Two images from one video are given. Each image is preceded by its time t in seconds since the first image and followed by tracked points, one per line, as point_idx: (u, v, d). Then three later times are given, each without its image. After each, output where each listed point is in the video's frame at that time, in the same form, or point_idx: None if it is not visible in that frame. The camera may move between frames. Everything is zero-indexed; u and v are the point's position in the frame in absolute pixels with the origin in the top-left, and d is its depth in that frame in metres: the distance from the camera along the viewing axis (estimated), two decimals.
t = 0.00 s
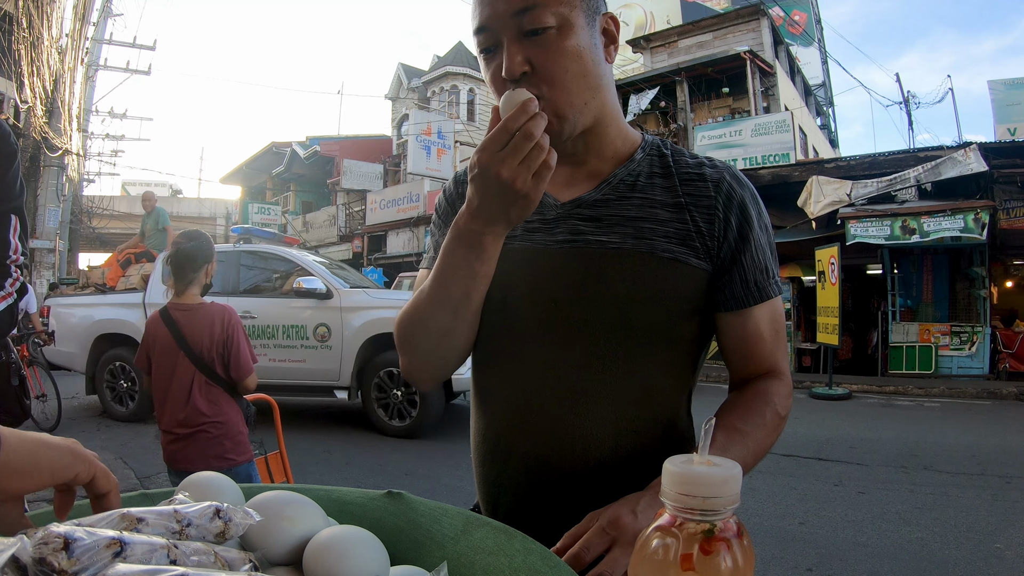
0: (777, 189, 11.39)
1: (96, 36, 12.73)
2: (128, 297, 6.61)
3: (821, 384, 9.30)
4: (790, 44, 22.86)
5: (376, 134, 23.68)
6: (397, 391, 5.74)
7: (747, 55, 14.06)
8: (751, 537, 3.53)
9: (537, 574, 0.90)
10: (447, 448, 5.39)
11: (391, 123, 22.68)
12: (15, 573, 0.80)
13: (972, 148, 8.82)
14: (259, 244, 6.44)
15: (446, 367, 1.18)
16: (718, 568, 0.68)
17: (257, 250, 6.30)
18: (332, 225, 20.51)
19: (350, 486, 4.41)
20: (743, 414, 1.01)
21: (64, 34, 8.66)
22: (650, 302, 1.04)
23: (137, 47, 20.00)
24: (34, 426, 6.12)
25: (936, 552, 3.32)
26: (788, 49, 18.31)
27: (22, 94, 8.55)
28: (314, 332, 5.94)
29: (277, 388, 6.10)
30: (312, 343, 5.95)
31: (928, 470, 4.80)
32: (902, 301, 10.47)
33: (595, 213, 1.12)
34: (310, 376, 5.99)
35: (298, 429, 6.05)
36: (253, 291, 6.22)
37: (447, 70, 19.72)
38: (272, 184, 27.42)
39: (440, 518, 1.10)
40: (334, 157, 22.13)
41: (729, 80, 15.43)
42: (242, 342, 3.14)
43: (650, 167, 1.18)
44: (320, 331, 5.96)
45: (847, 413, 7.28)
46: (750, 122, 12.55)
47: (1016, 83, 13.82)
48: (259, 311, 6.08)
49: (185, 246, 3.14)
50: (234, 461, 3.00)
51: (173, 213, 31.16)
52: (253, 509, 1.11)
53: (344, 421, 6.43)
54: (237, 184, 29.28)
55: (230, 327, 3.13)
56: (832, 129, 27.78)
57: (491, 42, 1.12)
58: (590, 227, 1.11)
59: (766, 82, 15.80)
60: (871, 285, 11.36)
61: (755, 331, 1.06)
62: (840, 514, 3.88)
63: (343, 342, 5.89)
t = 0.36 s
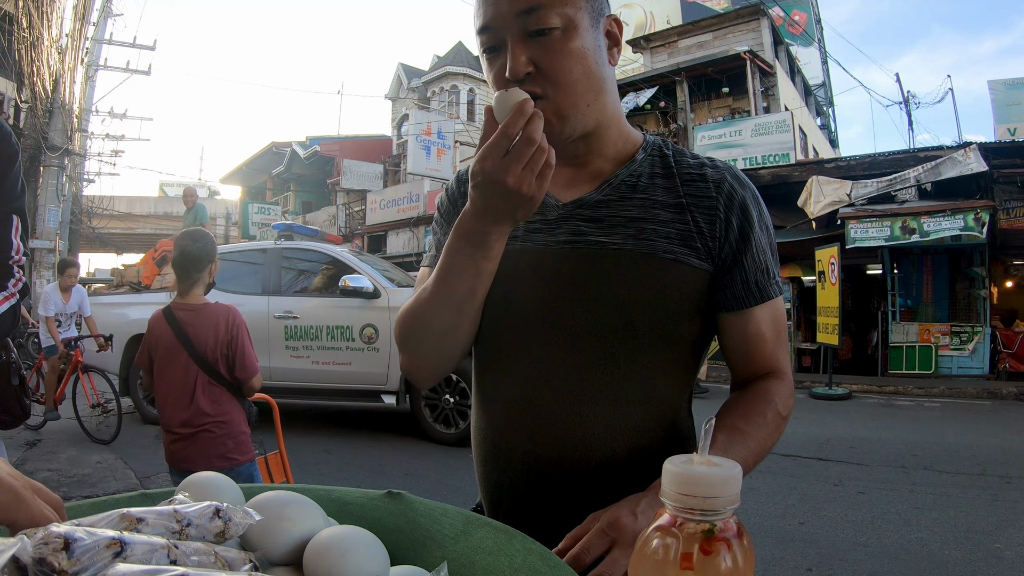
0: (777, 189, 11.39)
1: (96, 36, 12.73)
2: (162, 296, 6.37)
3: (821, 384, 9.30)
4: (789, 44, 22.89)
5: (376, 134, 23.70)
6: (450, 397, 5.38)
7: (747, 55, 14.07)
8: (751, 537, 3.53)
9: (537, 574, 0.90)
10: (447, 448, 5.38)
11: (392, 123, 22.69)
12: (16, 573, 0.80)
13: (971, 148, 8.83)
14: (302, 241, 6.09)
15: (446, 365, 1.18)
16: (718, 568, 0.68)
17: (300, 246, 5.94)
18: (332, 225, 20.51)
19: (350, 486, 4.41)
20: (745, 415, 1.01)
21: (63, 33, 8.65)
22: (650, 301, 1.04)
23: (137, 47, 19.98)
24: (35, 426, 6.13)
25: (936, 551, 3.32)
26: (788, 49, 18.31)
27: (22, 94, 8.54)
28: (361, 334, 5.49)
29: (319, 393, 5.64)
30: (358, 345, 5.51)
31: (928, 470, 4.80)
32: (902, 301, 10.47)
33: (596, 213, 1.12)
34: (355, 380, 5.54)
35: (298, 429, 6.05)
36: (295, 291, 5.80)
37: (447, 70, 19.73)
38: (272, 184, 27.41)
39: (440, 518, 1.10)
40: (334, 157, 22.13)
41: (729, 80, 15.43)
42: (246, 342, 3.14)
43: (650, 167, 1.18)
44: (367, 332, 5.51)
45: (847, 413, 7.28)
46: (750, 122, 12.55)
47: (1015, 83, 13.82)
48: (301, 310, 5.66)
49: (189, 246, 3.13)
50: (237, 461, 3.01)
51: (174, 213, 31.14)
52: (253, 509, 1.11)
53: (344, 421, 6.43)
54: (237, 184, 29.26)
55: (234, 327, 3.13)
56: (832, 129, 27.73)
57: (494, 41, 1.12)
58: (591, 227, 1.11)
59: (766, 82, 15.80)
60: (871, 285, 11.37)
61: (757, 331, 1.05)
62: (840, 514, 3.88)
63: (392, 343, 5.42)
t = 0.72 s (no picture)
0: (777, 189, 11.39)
1: (96, 36, 12.73)
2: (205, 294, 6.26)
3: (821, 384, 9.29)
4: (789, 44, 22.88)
5: (376, 134, 23.72)
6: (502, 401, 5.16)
7: (747, 55, 14.07)
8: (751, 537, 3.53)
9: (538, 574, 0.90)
10: (448, 448, 5.38)
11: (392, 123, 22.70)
12: (15, 573, 0.80)
13: (972, 148, 8.83)
14: (348, 237, 5.97)
15: (445, 362, 1.18)
16: (718, 568, 0.68)
17: (347, 242, 5.82)
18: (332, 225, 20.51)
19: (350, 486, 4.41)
20: (744, 407, 1.01)
21: (63, 34, 8.66)
22: (648, 299, 1.04)
23: (138, 47, 19.97)
24: (35, 426, 6.13)
25: (936, 551, 3.32)
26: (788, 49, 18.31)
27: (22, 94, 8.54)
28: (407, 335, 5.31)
29: (366, 395, 5.49)
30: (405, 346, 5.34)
31: (929, 470, 4.80)
32: (902, 301, 10.48)
33: (593, 211, 1.12)
34: (404, 383, 5.39)
35: (297, 429, 6.06)
36: (340, 289, 5.65)
37: (448, 70, 19.73)
38: (272, 184, 27.41)
39: (440, 518, 1.10)
40: (334, 157, 22.14)
41: (729, 80, 15.43)
42: (249, 343, 3.13)
43: (647, 165, 1.18)
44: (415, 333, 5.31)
45: (846, 413, 7.28)
46: (750, 121, 12.54)
47: (1015, 83, 13.82)
48: (349, 309, 5.51)
49: (190, 245, 3.10)
50: (237, 461, 3.01)
51: (173, 213, 31.13)
52: (253, 509, 1.11)
53: (344, 421, 6.43)
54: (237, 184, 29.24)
55: (237, 328, 3.12)
56: (832, 129, 27.66)
57: (498, 37, 1.13)
58: (589, 224, 1.11)
59: (766, 82, 15.79)
60: (871, 285, 11.37)
61: (757, 326, 1.05)
62: (840, 514, 3.89)
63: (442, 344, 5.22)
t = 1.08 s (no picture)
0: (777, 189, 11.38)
1: (96, 36, 12.73)
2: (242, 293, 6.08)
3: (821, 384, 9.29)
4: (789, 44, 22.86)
5: (376, 134, 23.71)
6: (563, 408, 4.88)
7: (747, 55, 14.07)
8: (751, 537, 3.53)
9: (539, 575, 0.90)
10: (448, 448, 5.38)
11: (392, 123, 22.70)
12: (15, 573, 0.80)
13: (972, 148, 8.83)
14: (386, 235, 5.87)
15: (441, 383, 1.20)
16: (718, 568, 0.68)
17: (384, 240, 5.73)
18: (332, 224, 20.51)
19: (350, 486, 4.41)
20: (734, 391, 1.00)
21: (63, 34, 8.66)
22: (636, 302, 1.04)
23: (138, 47, 19.97)
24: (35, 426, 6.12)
25: (936, 552, 3.32)
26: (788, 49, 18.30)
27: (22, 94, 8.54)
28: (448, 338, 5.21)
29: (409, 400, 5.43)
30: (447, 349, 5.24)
31: (929, 470, 4.80)
32: (902, 301, 10.48)
33: (585, 212, 1.12)
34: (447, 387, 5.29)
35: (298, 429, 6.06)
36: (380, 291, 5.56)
37: (447, 70, 19.73)
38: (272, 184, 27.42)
39: (440, 518, 1.10)
40: (334, 157, 22.14)
41: (729, 80, 15.42)
42: (248, 343, 3.13)
43: (637, 165, 1.17)
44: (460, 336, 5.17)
45: (846, 413, 7.28)
46: (751, 122, 12.54)
47: (1015, 83, 13.81)
48: (391, 310, 5.41)
49: (190, 245, 3.09)
50: (237, 459, 3.03)
51: (173, 213, 31.14)
52: (253, 509, 1.11)
53: (344, 422, 6.44)
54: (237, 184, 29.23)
55: (236, 330, 3.12)
56: (832, 129, 27.62)
57: (487, 49, 1.12)
58: (581, 225, 1.11)
59: (766, 82, 15.78)
60: (871, 285, 11.37)
61: (747, 320, 1.05)
62: (840, 514, 3.88)
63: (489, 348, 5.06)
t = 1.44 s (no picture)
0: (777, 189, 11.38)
1: (96, 36, 12.72)
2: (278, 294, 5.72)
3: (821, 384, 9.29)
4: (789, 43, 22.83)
5: (376, 134, 23.70)
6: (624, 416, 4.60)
7: (747, 55, 14.07)
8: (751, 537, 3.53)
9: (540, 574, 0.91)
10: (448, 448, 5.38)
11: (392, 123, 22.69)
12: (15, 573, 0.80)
13: (972, 148, 8.83)
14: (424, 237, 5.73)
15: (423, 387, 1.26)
16: (718, 568, 0.68)
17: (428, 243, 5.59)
18: (332, 225, 20.49)
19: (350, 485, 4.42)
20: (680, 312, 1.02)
21: (63, 34, 8.66)
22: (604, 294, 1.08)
23: (138, 47, 19.95)
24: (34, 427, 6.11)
25: (936, 551, 3.32)
26: (788, 49, 18.30)
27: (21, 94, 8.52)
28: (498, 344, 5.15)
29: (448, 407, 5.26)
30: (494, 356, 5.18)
31: (928, 470, 4.80)
32: (902, 301, 10.48)
33: (553, 208, 1.16)
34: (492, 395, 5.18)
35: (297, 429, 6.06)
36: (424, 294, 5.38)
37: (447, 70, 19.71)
38: (272, 184, 27.41)
39: (440, 518, 1.09)
40: (334, 157, 22.13)
41: (729, 80, 15.41)
42: (247, 342, 3.13)
43: (599, 169, 1.20)
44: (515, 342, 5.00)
45: (846, 413, 7.28)
46: (751, 122, 12.53)
47: (1016, 83, 13.79)
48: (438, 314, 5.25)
49: (190, 245, 3.09)
50: (237, 459, 3.03)
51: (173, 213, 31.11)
52: (253, 510, 1.11)
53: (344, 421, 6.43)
54: (238, 184, 29.20)
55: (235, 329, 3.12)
56: (832, 130, 27.61)
57: (469, 65, 1.13)
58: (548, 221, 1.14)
59: (766, 83, 15.78)
60: (871, 285, 11.37)
61: (687, 289, 1.05)
62: (840, 514, 3.89)
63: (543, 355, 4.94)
